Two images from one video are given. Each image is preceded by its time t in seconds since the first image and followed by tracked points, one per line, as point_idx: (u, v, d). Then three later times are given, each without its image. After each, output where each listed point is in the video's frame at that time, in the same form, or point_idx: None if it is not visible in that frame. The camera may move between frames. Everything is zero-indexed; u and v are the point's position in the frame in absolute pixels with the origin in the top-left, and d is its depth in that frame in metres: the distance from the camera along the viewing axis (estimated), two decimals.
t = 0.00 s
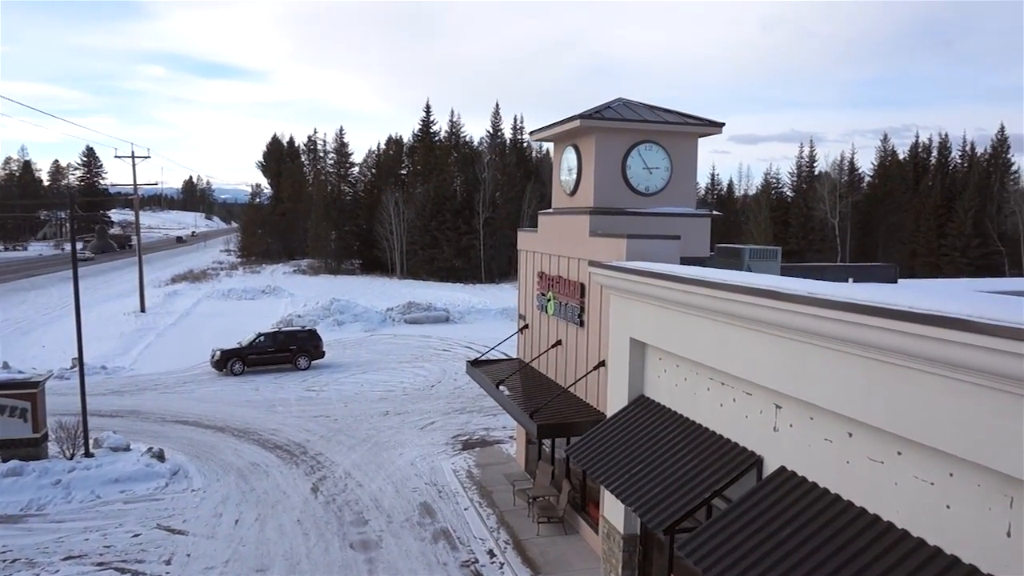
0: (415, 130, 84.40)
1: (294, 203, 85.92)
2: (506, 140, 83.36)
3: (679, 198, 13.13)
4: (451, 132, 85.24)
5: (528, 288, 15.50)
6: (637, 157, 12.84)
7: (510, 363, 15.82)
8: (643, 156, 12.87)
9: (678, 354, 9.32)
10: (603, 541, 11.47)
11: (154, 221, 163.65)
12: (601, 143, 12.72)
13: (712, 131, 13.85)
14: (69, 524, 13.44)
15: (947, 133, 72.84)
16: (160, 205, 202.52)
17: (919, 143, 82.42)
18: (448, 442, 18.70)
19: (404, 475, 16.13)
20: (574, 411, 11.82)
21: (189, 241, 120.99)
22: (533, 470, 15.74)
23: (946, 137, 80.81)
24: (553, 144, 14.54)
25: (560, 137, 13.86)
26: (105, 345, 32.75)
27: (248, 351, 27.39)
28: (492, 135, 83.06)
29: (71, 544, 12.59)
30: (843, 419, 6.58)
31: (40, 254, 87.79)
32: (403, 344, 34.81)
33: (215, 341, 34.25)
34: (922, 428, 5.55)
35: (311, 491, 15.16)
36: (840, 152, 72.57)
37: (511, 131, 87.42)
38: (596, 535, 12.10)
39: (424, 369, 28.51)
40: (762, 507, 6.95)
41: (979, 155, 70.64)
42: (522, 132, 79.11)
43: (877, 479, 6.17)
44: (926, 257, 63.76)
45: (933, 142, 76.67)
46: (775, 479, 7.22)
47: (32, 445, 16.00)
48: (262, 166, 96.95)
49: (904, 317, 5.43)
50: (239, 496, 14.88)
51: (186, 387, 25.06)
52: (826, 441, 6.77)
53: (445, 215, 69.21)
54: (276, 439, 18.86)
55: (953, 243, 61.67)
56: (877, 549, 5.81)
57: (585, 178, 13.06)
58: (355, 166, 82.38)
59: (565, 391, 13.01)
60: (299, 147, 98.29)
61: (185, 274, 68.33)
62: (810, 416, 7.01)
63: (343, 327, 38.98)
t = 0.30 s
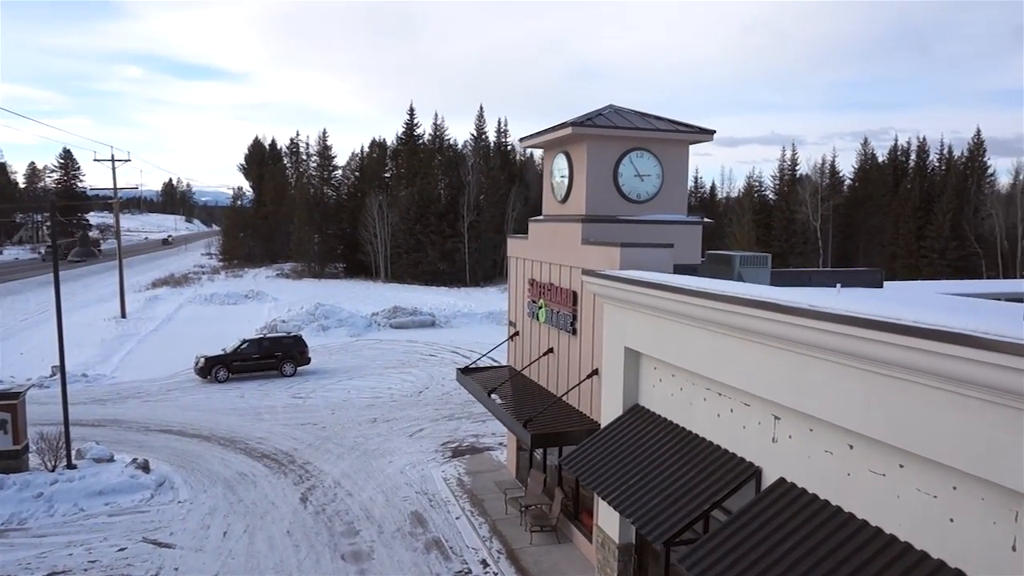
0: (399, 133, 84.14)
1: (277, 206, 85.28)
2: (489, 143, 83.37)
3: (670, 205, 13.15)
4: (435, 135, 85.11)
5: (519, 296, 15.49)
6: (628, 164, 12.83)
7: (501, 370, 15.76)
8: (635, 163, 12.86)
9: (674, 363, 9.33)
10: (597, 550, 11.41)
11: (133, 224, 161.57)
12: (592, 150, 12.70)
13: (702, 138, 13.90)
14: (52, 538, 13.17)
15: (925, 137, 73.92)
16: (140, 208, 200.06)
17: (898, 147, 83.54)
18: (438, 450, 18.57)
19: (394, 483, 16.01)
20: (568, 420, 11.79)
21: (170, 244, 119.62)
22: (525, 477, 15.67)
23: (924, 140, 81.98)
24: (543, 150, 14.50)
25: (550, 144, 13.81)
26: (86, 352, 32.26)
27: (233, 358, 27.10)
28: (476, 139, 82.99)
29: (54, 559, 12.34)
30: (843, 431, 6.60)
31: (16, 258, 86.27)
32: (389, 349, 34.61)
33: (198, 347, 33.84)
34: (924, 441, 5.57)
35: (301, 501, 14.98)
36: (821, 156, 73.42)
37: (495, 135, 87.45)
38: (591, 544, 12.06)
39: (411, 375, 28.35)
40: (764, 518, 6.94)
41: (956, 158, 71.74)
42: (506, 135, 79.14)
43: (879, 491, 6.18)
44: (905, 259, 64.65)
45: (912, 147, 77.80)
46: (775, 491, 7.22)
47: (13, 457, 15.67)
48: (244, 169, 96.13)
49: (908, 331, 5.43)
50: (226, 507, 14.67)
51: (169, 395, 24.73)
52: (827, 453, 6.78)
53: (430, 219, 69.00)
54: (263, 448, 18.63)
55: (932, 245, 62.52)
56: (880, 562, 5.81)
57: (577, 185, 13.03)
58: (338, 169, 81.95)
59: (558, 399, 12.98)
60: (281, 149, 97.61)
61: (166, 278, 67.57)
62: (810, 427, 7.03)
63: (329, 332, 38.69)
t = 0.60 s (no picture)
0: (383, 135, 83.75)
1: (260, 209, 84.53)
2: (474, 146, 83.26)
3: (663, 212, 13.17)
4: (420, 137, 84.88)
5: (510, 302, 15.47)
6: (622, 171, 12.84)
7: (494, 377, 15.70)
8: (628, 170, 12.88)
9: (672, 372, 9.31)
10: (595, 558, 11.39)
11: (112, 227, 159.32)
12: (586, 157, 12.71)
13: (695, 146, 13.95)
14: (38, 552, 12.92)
15: (905, 139, 74.88)
16: (119, 211, 197.53)
17: (878, 149, 84.54)
18: (429, 456, 18.48)
19: (386, 492, 15.89)
20: (563, 428, 11.78)
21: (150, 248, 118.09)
22: (518, 484, 15.62)
23: (904, 142, 83.04)
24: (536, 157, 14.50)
25: (543, 151, 13.81)
26: (67, 358, 31.77)
27: (219, 364, 26.81)
28: (460, 141, 82.80)
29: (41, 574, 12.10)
30: (846, 441, 6.62)
31: None
32: (376, 354, 34.43)
33: (182, 353, 33.42)
34: (929, 452, 5.59)
35: (292, 511, 14.83)
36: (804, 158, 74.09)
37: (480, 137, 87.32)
38: (587, 551, 12.05)
39: (399, 380, 28.19)
40: (766, 528, 6.93)
41: (935, 160, 72.75)
42: (491, 137, 79.11)
43: (884, 501, 6.19)
44: (886, 260, 65.39)
45: (892, 149, 78.76)
46: (778, 501, 7.22)
47: None
48: (226, 172, 95.21)
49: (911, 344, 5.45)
50: (216, 518, 14.47)
51: (154, 402, 24.40)
52: (830, 462, 6.80)
53: (415, 222, 68.72)
54: (251, 457, 18.42)
55: (912, 246, 63.31)
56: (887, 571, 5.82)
57: (570, 192, 13.02)
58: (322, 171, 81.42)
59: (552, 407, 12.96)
60: (264, 152, 96.83)
61: (148, 283, 66.73)
62: (812, 437, 7.03)
63: (315, 337, 38.43)
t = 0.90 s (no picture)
0: (367, 137, 83.33)
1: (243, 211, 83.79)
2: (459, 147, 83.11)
3: (657, 217, 13.22)
4: (404, 139, 84.63)
5: (504, 306, 15.45)
6: (617, 176, 12.85)
7: (488, 382, 15.68)
8: (623, 175, 12.89)
9: (672, 379, 9.31)
10: (593, 564, 11.37)
11: (92, 230, 157.18)
12: (581, 162, 12.69)
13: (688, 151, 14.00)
14: (25, 566, 12.68)
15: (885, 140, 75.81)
16: (98, 213, 195.00)
17: (859, 150, 85.51)
18: (421, 462, 18.38)
19: (380, 499, 15.78)
20: (560, 434, 11.76)
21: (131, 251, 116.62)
22: (513, 489, 15.58)
23: (884, 143, 84.01)
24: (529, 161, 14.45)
25: (537, 155, 13.78)
26: (49, 365, 31.26)
27: (205, 370, 26.52)
28: (445, 143, 82.58)
29: None
30: (851, 448, 6.65)
31: None
32: (364, 358, 34.25)
33: (167, 359, 33.02)
34: (937, 460, 5.63)
35: (285, 520, 14.68)
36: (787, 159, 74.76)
37: (465, 139, 87.16)
38: (584, 557, 12.03)
39: (389, 384, 28.03)
40: (772, 536, 6.94)
41: (914, 161, 73.69)
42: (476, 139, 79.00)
43: (889, 509, 6.24)
44: (868, 260, 66.11)
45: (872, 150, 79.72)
46: (781, 508, 7.23)
47: None
48: (208, 174, 94.31)
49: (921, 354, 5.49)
50: (207, 528, 14.30)
51: (141, 410, 24.08)
52: (834, 469, 6.83)
53: (400, 224, 68.42)
54: (242, 464, 18.24)
55: (894, 246, 64.10)
56: None
57: (565, 197, 13.01)
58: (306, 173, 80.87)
59: (548, 412, 12.95)
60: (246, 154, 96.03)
61: (129, 287, 65.87)
62: (817, 444, 7.06)
63: (301, 341, 38.14)
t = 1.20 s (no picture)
0: (350, 137, 82.88)
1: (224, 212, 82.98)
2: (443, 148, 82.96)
3: (651, 220, 13.28)
4: (388, 140, 84.33)
5: (498, 310, 15.45)
6: (612, 180, 12.88)
7: (481, 387, 15.67)
8: (618, 179, 12.92)
9: (671, 384, 9.36)
10: (591, 568, 11.40)
11: (68, 231, 154.89)
12: (576, 167, 12.71)
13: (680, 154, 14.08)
14: None
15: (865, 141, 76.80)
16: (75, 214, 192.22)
17: (839, 150, 86.52)
18: (413, 466, 18.33)
19: (374, 504, 15.71)
20: (556, 439, 11.77)
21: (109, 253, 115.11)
22: (507, 493, 15.57)
23: (863, 144, 85.06)
24: (522, 165, 14.46)
25: (531, 159, 13.79)
26: (30, 370, 30.77)
27: (191, 375, 26.24)
28: (429, 143, 82.39)
29: None
30: (855, 454, 6.71)
31: None
32: (351, 360, 34.07)
33: (151, 363, 32.61)
34: (942, 466, 5.71)
35: (279, 527, 14.56)
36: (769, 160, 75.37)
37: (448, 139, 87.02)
38: (581, 561, 12.05)
39: (377, 387, 27.92)
40: (777, 540, 6.99)
41: (894, 162, 74.67)
42: (460, 139, 78.90)
43: (894, 514, 6.31)
44: (849, 259, 66.85)
45: (852, 150, 80.64)
46: (785, 513, 7.29)
47: None
48: (189, 175, 93.29)
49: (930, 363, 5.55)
50: (199, 536, 14.15)
51: (126, 416, 23.78)
52: (838, 475, 6.89)
53: (384, 224, 68.14)
54: (232, 471, 18.07)
55: (874, 245, 64.96)
56: None
57: (560, 202, 13.01)
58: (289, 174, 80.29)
59: (544, 417, 12.96)
60: (228, 154, 95.12)
61: (109, 289, 65.01)
62: (819, 449, 7.13)
63: (287, 344, 37.86)
